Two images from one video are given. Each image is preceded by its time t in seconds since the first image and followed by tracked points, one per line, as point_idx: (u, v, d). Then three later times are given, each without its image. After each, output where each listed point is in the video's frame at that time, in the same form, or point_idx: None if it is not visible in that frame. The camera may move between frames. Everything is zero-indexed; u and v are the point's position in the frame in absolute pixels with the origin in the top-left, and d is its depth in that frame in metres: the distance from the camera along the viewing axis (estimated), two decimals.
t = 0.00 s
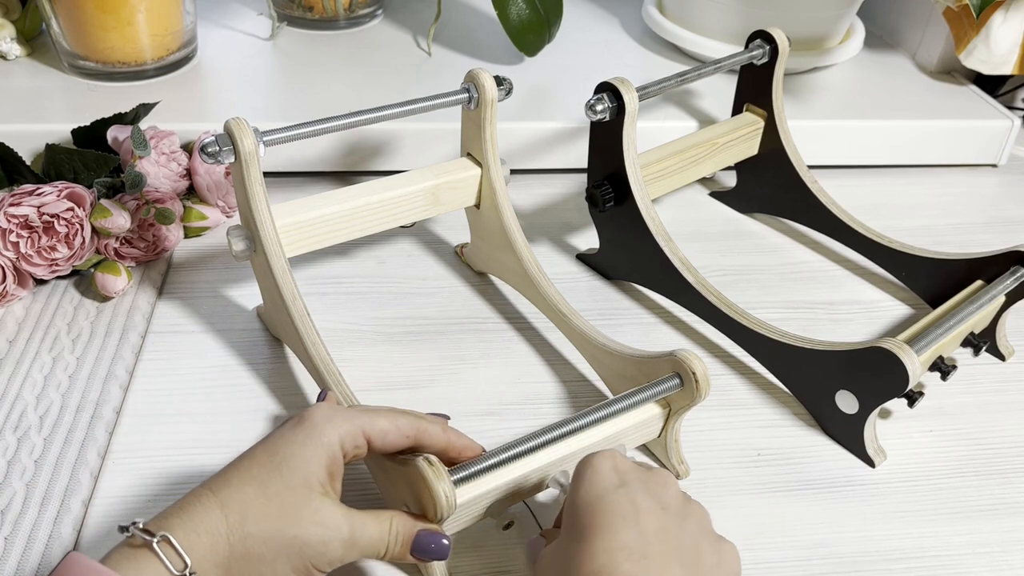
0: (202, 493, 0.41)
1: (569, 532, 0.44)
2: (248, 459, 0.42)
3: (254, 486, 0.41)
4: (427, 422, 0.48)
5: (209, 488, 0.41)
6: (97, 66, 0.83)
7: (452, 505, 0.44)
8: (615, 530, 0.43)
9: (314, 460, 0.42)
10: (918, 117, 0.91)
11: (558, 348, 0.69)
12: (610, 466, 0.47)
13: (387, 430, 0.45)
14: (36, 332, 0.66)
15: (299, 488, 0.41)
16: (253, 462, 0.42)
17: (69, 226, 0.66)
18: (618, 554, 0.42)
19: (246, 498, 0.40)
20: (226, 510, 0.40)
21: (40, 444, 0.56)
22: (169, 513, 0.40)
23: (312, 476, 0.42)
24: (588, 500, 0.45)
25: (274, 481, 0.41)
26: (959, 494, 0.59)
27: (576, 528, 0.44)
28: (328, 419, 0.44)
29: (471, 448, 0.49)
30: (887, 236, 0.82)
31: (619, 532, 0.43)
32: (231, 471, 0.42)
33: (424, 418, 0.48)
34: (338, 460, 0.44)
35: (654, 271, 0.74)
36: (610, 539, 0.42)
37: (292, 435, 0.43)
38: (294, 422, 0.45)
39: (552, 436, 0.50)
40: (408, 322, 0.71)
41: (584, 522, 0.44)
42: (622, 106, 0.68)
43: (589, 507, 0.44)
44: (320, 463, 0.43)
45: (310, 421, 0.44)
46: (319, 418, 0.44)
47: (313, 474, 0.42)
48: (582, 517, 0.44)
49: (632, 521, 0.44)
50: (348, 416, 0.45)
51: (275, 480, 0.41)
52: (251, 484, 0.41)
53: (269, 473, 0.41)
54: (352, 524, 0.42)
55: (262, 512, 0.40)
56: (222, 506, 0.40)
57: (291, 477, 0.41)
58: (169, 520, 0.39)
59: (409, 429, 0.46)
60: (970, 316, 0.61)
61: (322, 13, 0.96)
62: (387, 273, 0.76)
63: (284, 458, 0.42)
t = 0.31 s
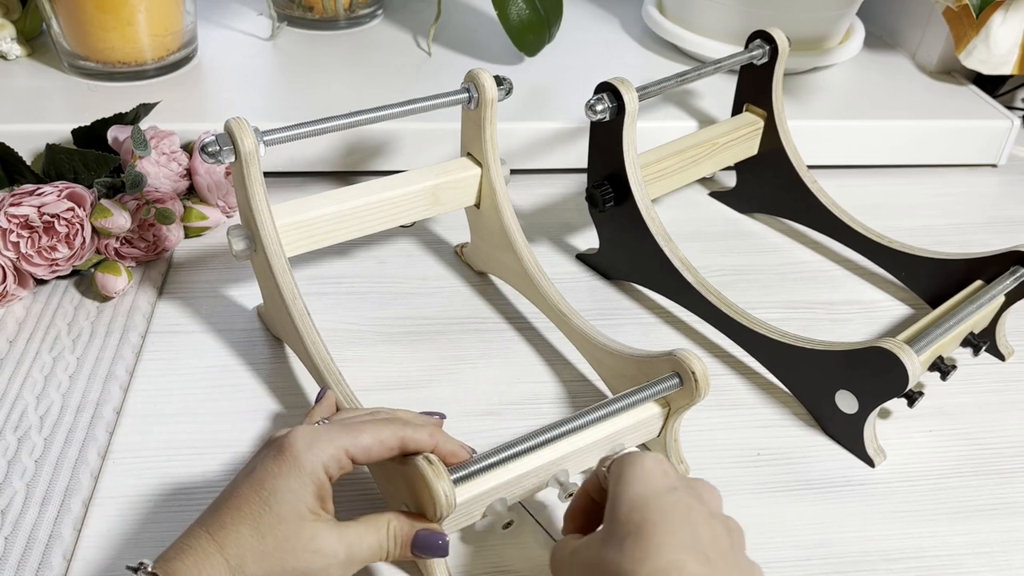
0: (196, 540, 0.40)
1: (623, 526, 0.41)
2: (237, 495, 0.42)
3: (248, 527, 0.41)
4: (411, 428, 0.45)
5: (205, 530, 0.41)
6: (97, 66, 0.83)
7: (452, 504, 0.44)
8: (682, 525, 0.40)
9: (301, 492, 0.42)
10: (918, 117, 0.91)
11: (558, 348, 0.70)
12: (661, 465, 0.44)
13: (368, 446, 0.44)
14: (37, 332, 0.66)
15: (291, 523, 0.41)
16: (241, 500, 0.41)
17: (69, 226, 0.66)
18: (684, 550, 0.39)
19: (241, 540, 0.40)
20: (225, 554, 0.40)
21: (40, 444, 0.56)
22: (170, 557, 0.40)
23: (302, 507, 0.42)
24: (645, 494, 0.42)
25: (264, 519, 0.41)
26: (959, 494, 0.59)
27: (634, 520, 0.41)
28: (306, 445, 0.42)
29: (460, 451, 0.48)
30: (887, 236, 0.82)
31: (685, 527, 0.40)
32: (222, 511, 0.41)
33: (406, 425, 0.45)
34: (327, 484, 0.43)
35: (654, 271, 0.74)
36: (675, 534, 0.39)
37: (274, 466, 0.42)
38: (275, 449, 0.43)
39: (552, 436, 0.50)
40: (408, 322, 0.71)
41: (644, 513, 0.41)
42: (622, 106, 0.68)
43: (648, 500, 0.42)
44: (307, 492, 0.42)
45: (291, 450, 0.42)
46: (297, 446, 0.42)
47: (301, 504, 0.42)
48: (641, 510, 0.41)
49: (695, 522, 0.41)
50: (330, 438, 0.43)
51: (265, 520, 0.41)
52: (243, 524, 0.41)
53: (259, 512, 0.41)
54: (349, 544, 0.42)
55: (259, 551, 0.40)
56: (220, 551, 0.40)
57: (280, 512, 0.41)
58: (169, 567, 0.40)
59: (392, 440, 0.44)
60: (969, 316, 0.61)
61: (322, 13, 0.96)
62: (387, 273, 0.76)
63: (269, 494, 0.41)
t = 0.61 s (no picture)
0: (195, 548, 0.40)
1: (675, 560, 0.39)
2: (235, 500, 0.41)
3: (247, 532, 0.40)
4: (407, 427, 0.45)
5: (203, 536, 0.41)
6: (97, 66, 0.83)
7: (452, 504, 0.44)
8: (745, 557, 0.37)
9: (299, 495, 0.41)
10: (918, 117, 0.91)
11: (558, 348, 0.70)
12: (703, 496, 0.42)
13: (365, 447, 0.43)
14: (37, 332, 0.66)
15: (290, 528, 0.41)
16: (238, 505, 0.41)
17: (69, 226, 0.66)
18: None
19: (241, 546, 0.40)
20: (225, 560, 0.40)
21: (40, 444, 0.56)
22: (168, 563, 0.40)
23: (300, 510, 0.41)
24: (693, 524, 0.40)
25: (264, 524, 0.40)
26: (959, 494, 0.59)
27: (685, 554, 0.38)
28: (303, 448, 0.42)
29: (456, 452, 0.48)
30: (887, 236, 0.82)
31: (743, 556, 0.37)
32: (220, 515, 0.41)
33: (401, 425, 0.45)
34: (324, 486, 0.43)
35: (654, 271, 0.74)
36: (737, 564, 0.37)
37: (272, 471, 0.41)
38: (271, 451, 0.43)
39: (551, 436, 0.50)
40: (408, 322, 0.71)
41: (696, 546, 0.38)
42: (622, 106, 0.68)
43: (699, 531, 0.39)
44: (305, 495, 0.42)
45: (286, 452, 0.42)
46: (294, 449, 0.42)
47: (300, 507, 0.41)
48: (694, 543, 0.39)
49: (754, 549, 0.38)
50: (326, 438, 0.43)
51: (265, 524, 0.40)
52: (241, 530, 0.40)
53: (258, 517, 0.40)
54: (349, 545, 0.43)
55: (260, 557, 0.40)
56: (220, 557, 0.40)
57: (279, 517, 0.41)
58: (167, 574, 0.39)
59: (387, 440, 0.44)
60: (969, 316, 0.61)
61: (322, 13, 0.96)
62: (387, 273, 0.76)
63: (267, 498, 0.41)
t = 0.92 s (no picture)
0: (193, 550, 0.40)
1: (728, 556, 0.38)
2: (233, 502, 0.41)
3: (246, 534, 0.40)
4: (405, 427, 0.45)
5: (202, 538, 0.41)
6: (97, 66, 0.83)
7: (451, 504, 0.44)
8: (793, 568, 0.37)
9: (297, 496, 0.41)
10: (918, 117, 0.91)
11: (558, 348, 0.70)
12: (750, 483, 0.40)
13: (363, 448, 0.43)
14: (37, 332, 0.66)
15: (289, 529, 0.41)
16: (236, 507, 0.41)
17: (69, 226, 0.66)
18: None
19: (240, 548, 0.40)
20: (224, 562, 0.40)
21: (40, 444, 0.56)
22: (167, 565, 0.40)
23: (298, 512, 0.41)
24: (760, 523, 0.38)
25: (262, 526, 0.40)
26: (959, 494, 0.59)
27: (741, 554, 0.38)
28: (302, 449, 0.42)
29: (453, 452, 0.48)
30: (887, 236, 0.82)
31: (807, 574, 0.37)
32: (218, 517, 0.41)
33: (399, 425, 0.45)
34: (321, 487, 0.43)
35: (654, 272, 0.74)
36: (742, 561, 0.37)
37: (270, 472, 0.41)
38: (268, 453, 0.43)
39: (551, 436, 0.50)
40: (408, 322, 0.71)
41: (758, 549, 0.37)
42: (622, 106, 0.68)
43: (763, 533, 0.38)
44: (303, 497, 0.42)
45: (284, 454, 0.42)
46: (292, 451, 0.42)
47: (298, 508, 0.41)
48: (757, 546, 0.38)
49: (821, 564, 0.37)
50: (324, 439, 0.43)
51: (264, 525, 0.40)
52: (240, 532, 0.40)
53: (257, 519, 0.41)
54: (348, 546, 0.43)
55: (258, 559, 0.40)
56: (219, 559, 0.40)
57: (278, 518, 0.41)
58: None
59: (384, 441, 0.44)
60: (969, 316, 0.61)
61: (322, 13, 0.96)
62: (387, 273, 0.76)
63: (266, 500, 0.41)
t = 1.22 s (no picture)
0: (193, 549, 0.40)
1: (749, 546, 0.38)
2: (233, 502, 0.41)
3: (245, 535, 0.40)
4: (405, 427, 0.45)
5: (202, 538, 0.41)
6: (97, 66, 0.83)
7: (451, 504, 0.44)
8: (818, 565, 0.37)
9: (296, 497, 0.41)
10: (918, 117, 0.91)
11: (558, 347, 0.70)
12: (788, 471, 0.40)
13: (362, 448, 0.43)
14: (37, 332, 0.66)
15: (289, 530, 0.41)
16: (236, 507, 0.41)
17: (69, 226, 0.66)
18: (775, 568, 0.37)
19: (240, 548, 0.40)
20: (224, 562, 0.40)
21: (40, 444, 0.56)
22: (167, 565, 0.40)
23: (298, 513, 0.41)
24: (784, 515, 0.38)
25: (262, 527, 0.40)
26: (959, 494, 0.59)
27: (763, 543, 0.38)
28: (301, 450, 0.42)
29: (452, 451, 0.48)
30: (887, 236, 0.82)
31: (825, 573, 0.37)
32: (218, 517, 0.41)
33: (399, 425, 0.45)
34: (321, 487, 0.43)
35: (654, 272, 0.74)
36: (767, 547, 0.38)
37: (270, 472, 0.41)
38: (268, 454, 0.43)
39: (551, 436, 0.50)
40: (408, 322, 0.71)
41: (779, 543, 0.37)
42: (622, 106, 0.68)
43: (785, 525, 0.38)
44: (303, 497, 0.42)
45: (284, 454, 0.42)
46: (292, 451, 0.42)
47: (298, 509, 0.41)
48: (780, 540, 0.37)
49: (842, 564, 0.37)
50: (324, 439, 0.43)
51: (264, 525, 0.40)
52: (240, 532, 0.40)
53: (256, 519, 0.41)
54: (348, 546, 0.43)
55: (259, 559, 0.40)
56: (219, 559, 0.40)
57: (277, 518, 0.41)
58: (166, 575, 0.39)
59: (384, 441, 0.44)
60: (969, 316, 0.61)
61: (322, 13, 0.96)
62: (387, 273, 0.76)
63: (265, 500, 0.41)
